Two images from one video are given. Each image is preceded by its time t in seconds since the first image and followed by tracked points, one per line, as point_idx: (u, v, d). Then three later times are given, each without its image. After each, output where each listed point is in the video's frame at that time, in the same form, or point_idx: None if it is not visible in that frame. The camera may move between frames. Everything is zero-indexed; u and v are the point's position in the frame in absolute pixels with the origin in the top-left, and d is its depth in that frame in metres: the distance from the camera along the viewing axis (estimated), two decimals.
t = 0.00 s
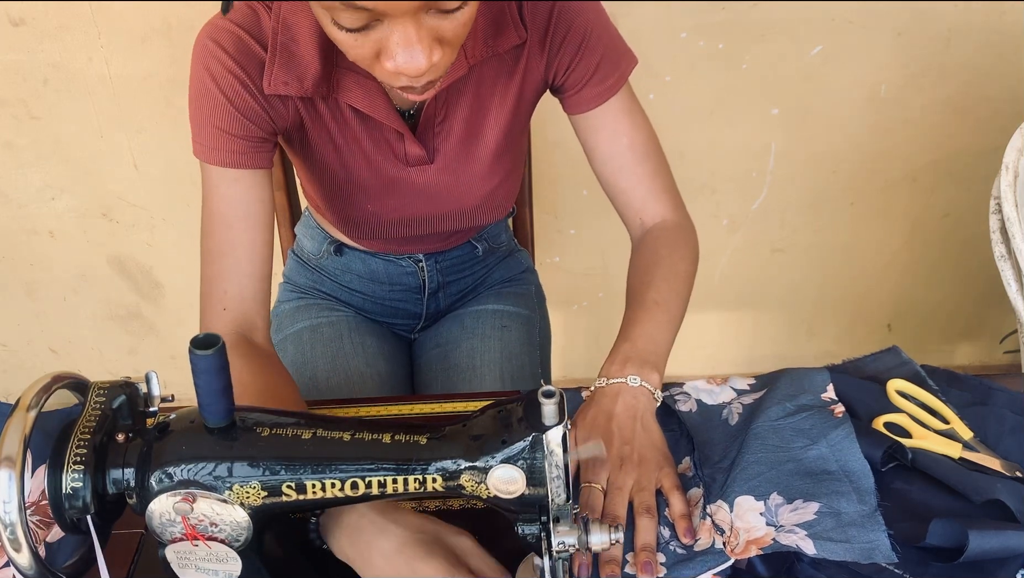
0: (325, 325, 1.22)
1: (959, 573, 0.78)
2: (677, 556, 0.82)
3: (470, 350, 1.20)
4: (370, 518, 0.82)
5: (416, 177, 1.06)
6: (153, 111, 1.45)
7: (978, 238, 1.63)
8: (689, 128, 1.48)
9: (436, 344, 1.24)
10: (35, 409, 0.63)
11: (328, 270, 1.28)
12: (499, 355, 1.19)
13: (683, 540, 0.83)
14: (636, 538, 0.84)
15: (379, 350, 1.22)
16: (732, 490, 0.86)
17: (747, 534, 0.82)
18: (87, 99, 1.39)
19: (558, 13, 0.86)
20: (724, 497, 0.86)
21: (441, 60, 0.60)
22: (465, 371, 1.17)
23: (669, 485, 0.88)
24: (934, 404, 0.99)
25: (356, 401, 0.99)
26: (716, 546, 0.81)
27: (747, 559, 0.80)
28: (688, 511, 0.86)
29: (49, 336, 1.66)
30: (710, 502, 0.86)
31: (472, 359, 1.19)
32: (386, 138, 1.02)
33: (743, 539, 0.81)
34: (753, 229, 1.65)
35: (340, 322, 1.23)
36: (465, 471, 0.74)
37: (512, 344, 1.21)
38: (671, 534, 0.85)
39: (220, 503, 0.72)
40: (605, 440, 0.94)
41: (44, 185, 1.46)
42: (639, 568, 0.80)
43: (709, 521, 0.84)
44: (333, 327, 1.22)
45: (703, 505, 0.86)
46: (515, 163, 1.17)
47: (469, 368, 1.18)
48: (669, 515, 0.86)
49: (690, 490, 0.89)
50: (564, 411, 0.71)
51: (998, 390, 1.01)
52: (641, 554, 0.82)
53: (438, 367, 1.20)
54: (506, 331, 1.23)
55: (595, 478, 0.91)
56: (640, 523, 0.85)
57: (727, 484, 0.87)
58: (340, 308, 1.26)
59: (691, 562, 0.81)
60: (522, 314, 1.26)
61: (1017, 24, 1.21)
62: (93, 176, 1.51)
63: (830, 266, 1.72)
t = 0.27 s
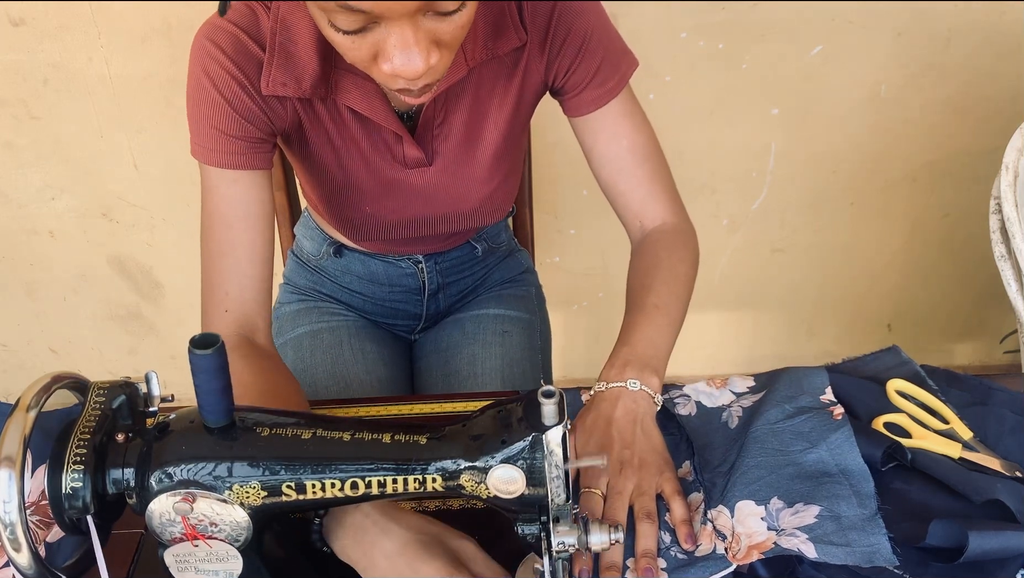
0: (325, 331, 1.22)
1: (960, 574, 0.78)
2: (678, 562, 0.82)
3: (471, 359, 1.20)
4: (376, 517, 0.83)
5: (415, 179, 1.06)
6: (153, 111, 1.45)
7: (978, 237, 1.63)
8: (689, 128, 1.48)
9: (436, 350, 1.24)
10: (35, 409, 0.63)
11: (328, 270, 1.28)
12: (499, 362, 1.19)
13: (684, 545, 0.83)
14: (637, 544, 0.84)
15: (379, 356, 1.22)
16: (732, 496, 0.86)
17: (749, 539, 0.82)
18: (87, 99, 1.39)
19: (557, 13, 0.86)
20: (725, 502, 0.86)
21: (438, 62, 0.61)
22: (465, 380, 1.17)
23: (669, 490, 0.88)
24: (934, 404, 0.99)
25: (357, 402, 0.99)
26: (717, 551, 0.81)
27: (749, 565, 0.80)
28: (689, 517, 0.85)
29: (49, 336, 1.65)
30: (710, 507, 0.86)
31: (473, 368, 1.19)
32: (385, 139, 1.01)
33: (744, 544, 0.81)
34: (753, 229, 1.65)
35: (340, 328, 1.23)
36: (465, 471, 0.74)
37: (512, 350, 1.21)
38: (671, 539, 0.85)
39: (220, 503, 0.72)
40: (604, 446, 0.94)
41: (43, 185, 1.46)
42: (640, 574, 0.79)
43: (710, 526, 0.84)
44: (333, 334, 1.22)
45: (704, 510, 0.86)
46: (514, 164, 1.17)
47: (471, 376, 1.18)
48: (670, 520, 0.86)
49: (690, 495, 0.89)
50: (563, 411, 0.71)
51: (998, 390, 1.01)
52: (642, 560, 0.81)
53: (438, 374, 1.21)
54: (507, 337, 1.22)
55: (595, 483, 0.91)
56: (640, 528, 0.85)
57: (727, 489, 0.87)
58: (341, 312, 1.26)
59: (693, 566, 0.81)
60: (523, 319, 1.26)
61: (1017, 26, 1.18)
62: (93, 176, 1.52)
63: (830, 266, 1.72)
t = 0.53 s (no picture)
0: (326, 324, 1.22)
1: (960, 574, 0.78)
2: (680, 566, 0.81)
3: (471, 350, 1.20)
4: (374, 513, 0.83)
5: (416, 178, 1.06)
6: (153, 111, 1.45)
7: (977, 237, 1.63)
8: (689, 128, 1.49)
9: (436, 343, 1.24)
10: (35, 409, 0.63)
11: (328, 270, 1.28)
12: (500, 353, 1.19)
13: (685, 550, 0.83)
14: (638, 548, 0.84)
15: (380, 349, 1.22)
16: (733, 499, 0.85)
17: (750, 543, 0.81)
18: (88, 98, 1.39)
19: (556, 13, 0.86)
20: (726, 506, 0.85)
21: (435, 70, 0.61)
22: (465, 367, 1.18)
23: (670, 494, 0.88)
24: (934, 404, 0.99)
25: (357, 401, 0.99)
26: (719, 555, 0.81)
27: (750, 568, 0.80)
28: (690, 521, 0.85)
29: (49, 337, 1.68)
30: (711, 511, 0.85)
31: (473, 357, 1.19)
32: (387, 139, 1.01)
33: (746, 547, 0.81)
34: (753, 229, 1.65)
35: (341, 321, 1.23)
36: (465, 471, 0.74)
37: (512, 342, 1.21)
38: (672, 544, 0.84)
39: (220, 503, 0.72)
40: (604, 450, 0.93)
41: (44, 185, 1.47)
42: None
43: (711, 530, 0.83)
44: (334, 326, 1.22)
45: (705, 513, 0.86)
46: (515, 164, 1.17)
47: (470, 367, 1.18)
48: (671, 524, 0.86)
49: (691, 498, 0.89)
50: (563, 411, 0.71)
51: (998, 390, 1.01)
52: (642, 565, 0.81)
53: (438, 365, 1.20)
54: (506, 330, 1.23)
55: (595, 488, 0.91)
56: (641, 533, 0.84)
57: (727, 491, 0.87)
58: (341, 307, 1.26)
59: (694, 571, 0.80)
60: (522, 313, 1.26)
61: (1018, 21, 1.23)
62: (93, 176, 1.50)
63: (830, 266, 1.72)
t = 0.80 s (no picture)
0: (325, 330, 1.22)
1: (961, 573, 0.78)
2: (682, 573, 0.81)
3: (470, 357, 1.20)
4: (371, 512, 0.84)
5: (414, 177, 1.06)
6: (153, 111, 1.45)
7: (978, 237, 1.63)
8: (689, 129, 1.49)
9: (436, 348, 1.24)
10: (35, 409, 0.63)
11: (327, 271, 1.28)
12: (499, 361, 1.19)
13: (688, 556, 0.82)
14: (638, 555, 0.83)
15: (379, 355, 1.22)
16: (734, 505, 0.85)
17: (752, 549, 0.81)
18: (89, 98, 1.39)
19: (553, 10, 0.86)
20: (728, 511, 0.85)
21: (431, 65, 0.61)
22: (464, 377, 1.18)
23: (671, 499, 0.87)
24: (933, 404, 0.99)
25: (357, 401, 0.99)
26: (722, 562, 0.81)
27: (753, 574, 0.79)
28: (693, 527, 0.84)
29: (49, 336, 1.66)
30: (714, 516, 0.85)
31: (472, 365, 1.19)
32: (385, 138, 1.02)
33: (748, 554, 0.81)
34: (753, 229, 1.65)
35: (340, 326, 1.23)
36: (465, 471, 0.74)
37: (511, 349, 1.21)
38: (676, 549, 0.84)
39: (220, 503, 0.72)
40: (605, 452, 0.93)
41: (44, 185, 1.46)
42: None
43: (714, 537, 0.83)
44: (333, 333, 1.22)
45: (707, 518, 0.85)
46: (513, 163, 1.17)
47: (469, 374, 1.18)
48: (674, 530, 0.85)
49: (691, 504, 0.88)
50: (563, 411, 0.71)
51: (997, 390, 1.01)
52: (645, 571, 0.80)
53: (438, 372, 1.21)
54: (506, 336, 1.22)
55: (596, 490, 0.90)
56: (644, 539, 0.83)
57: (728, 496, 0.86)
58: (341, 312, 1.27)
59: None
60: (522, 318, 1.26)
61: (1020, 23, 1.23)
62: (93, 177, 1.52)
63: (831, 266, 1.71)
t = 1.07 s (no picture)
0: (325, 328, 1.22)
1: (961, 573, 0.78)
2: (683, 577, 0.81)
3: (469, 352, 1.20)
4: (378, 512, 0.82)
5: (411, 182, 1.06)
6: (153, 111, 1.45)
7: (977, 237, 1.63)
8: (688, 128, 1.49)
9: (435, 346, 1.24)
10: (35, 409, 0.63)
11: (327, 271, 1.28)
12: (498, 356, 1.19)
13: (689, 559, 0.82)
14: (641, 559, 0.82)
15: (379, 352, 1.22)
16: (735, 508, 0.85)
17: (754, 552, 0.81)
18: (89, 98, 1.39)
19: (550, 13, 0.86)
20: (729, 514, 0.85)
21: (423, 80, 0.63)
22: (463, 372, 1.18)
23: (674, 503, 0.87)
24: (934, 404, 0.99)
25: (356, 401, 0.99)
26: (723, 565, 0.81)
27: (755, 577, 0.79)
28: (695, 531, 0.84)
29: (49, 337, 1.68)
30: (715, 518, 0.85)
31: (472, 360, 1.19)
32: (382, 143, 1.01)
33: (750, 556, 0.81)
34: (753, 228, 1.65)
35: (340, 324, 1.23)
36: (465, 471, 0.74)
37: (511, 345, 1.21)
38: (677, 553, 0.83)
39: (220, 503, 0.72)
40: (604, 452, 0.93)
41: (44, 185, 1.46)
42: None
43: (715, 539, 0.83)
44: (332, 330, 1.22)
45: (708, 520, 0.85)
46: (511, 167, 1.17)
47: (469, 371, 1.18)
48: (675, 534, 0.85)
49: (692, 507, 0.88)
50: (564, 411, 0.72)
51: (998, 391, 1.01)
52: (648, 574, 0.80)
53: (438, 370, 1.20)
54: (505, 333, 1.23)
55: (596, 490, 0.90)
56: (646, 544, 0.83)
57: (729, 499, 0.86)
58: (340, 310, 1.26)
59: None
60: (522, 315, 1.26)
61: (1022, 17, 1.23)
62: (93, 177, 1.50)
63: (830, 266, 1.71)
